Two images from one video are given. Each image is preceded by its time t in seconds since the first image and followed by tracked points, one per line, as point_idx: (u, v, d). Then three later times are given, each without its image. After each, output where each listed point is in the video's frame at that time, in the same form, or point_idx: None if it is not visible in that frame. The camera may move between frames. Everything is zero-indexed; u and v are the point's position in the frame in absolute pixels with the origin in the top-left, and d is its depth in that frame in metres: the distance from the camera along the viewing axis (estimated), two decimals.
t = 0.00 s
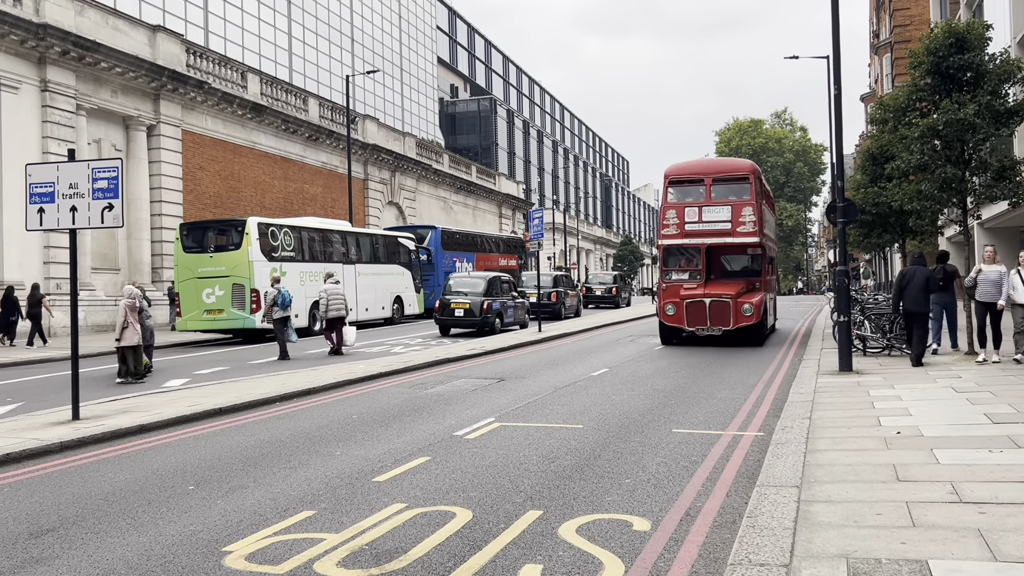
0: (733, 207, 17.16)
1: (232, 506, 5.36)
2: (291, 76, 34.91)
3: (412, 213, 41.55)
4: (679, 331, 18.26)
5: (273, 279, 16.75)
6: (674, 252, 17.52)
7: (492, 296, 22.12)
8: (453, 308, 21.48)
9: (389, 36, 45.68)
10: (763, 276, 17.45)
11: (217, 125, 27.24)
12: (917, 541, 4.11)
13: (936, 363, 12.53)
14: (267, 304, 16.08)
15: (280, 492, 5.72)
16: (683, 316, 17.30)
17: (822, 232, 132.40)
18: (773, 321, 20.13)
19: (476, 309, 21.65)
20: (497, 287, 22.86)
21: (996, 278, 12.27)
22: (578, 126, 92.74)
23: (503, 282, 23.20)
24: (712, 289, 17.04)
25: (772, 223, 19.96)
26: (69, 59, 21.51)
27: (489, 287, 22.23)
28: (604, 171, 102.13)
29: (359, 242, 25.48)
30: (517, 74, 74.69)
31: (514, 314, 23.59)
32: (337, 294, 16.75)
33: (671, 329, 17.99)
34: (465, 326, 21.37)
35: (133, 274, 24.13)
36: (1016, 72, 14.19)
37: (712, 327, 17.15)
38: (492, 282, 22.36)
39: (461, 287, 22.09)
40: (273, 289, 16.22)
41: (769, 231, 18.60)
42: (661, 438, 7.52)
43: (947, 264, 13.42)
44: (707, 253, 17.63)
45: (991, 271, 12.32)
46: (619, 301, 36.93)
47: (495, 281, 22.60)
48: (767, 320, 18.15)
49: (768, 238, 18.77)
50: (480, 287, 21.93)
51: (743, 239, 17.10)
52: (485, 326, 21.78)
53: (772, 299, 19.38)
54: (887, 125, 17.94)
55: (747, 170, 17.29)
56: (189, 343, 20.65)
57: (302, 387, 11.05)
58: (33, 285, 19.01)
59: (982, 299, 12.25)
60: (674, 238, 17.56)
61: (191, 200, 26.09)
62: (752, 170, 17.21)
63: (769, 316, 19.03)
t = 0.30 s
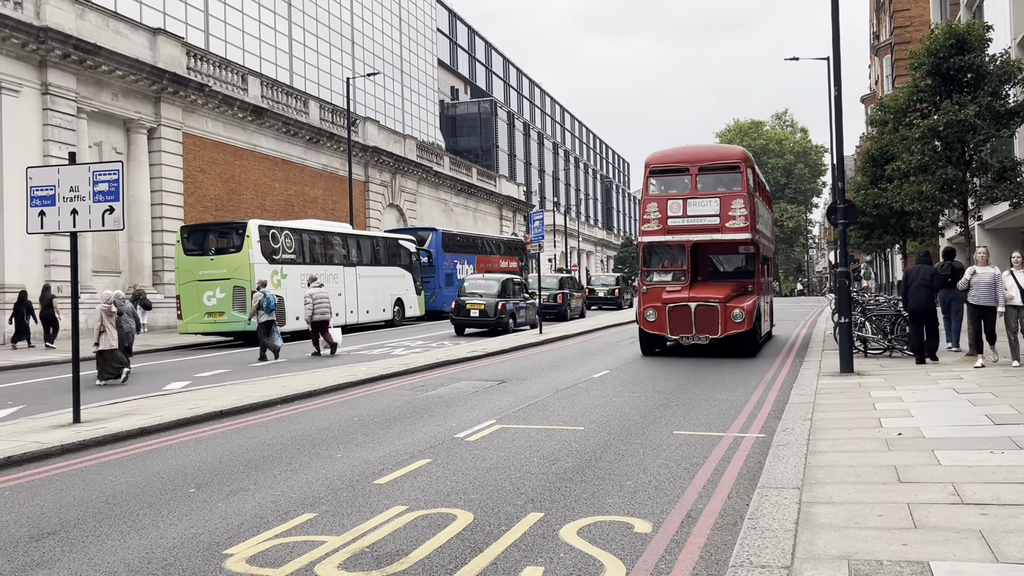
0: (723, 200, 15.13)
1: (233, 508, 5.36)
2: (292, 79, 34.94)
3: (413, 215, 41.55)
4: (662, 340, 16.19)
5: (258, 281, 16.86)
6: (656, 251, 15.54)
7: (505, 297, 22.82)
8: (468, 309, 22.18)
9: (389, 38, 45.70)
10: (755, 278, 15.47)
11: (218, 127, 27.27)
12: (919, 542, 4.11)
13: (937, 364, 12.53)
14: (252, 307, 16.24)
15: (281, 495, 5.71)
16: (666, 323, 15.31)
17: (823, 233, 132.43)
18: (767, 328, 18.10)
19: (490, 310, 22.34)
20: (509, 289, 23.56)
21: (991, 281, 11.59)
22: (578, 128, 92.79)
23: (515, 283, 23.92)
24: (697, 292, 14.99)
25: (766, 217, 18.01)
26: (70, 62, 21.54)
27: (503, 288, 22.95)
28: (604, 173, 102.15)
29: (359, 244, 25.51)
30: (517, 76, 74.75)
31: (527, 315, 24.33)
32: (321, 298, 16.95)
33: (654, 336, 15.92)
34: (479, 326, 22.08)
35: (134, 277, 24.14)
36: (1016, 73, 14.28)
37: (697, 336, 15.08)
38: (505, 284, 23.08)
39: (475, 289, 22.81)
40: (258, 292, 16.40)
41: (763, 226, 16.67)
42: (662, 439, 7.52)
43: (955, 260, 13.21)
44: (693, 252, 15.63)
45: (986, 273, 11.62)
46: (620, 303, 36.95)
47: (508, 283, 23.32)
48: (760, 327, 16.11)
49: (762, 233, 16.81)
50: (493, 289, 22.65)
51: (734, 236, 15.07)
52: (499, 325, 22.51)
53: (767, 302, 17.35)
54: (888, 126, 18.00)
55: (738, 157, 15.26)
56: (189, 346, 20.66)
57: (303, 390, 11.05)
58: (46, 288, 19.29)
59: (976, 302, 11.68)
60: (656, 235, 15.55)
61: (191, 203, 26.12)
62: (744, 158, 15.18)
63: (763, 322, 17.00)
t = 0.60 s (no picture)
0: (709, 191, 13.35)
1: (233, 510, 5.36)
2: (291, 80, 34.94)
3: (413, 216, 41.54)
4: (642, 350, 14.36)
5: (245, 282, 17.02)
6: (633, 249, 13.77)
7: (514, 297, 23.26)
8: (478, 310, 22.60)
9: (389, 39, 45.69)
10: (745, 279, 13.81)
11: (218, 129, 27.28)
12: (919, 543, 4.11)
13: (937, 364, 12.53)
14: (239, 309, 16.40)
15: (281, 496, 5.71)
16: (645, 329, 13.51)
17: (823, 233, 132.55)
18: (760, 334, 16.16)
19: (500, 311, 22.77)
20: (518, 289, 23.98)
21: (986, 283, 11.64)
22: (578, 129, 92.79)
23: (523, 283, 24.32)
24: (679, 296, 13.27)
25: (760, 211, 16.18)
26: (69, 64, 21.54)
27: (512, 289, 23.37)
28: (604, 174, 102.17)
29: (359, 245, 25.53)
30: (516, 77, 74.78)
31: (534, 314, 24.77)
32: (307, 299, 17.36)
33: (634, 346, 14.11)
34: (490, 326, 22.55)
35: (134, 279, 24.14)
36: (1016, 73, 14.30)
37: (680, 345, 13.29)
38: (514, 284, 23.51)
39: (485, 290, 23.25)
40: (244, 294, 16.57)
41: (755, 220, 14.87)
42: (662, 440, 7.52)
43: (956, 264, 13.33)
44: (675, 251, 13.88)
45: (982, 274, 11.62)
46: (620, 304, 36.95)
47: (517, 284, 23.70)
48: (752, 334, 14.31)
49: (755, 229, 14.91)
50: (503, 290, 23.06)
51: (722, 232, 13.31)
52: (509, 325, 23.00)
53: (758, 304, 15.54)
54: (887, 126, 18.00)
55: (726, 143, 13.51)
56: (189, 347, 20.66)
57: (303, 391, 11.04)
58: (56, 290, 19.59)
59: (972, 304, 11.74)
60: (633, 231, 13.79)
61: (191, 204, 26.12)
62: (732, 144, 13.44)
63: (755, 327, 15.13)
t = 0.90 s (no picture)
0: (691, 177, 11.40)
1: (232, 511, 5.36)
2: (290, 80, 34.93)
3: (412, 217, 41.53)
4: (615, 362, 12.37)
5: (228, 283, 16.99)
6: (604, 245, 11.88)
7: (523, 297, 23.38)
8: (487, 309, 22.73)
9: (388, 39, 45.69)
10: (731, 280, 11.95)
11: (217, 129, 27.27)
12: (918, 542, 4.11)
13: (936, 363, 12.53)
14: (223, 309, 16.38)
15: (280, 497, 5.71)
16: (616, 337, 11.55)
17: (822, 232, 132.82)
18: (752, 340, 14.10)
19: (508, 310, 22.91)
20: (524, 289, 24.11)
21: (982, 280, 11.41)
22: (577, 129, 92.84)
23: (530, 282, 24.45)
24: (656, 298, 11.34)
25: (750, 199, 14.17)
26: (67, 65, 21.53)
27: (520, 288, 23.51)
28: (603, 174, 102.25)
29: (358, 246, 25.51)
30: (515, 77, 74.81)
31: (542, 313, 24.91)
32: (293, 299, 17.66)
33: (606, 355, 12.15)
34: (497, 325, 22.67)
35: (133, 280, 24.14)
36: (1014, 72, 14.33)
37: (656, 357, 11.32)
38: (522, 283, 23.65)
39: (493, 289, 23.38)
40: (228, 294, 16.57)
41: (745, 211, 12.92)
42: (661, 440, 7.52)
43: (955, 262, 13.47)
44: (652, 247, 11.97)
45: (978, 270, 11.39)
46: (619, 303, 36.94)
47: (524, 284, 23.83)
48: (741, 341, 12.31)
49: (744, 220, 12.86)
50: (510, 289, 23.17)
51: (706, 224, 11.35)
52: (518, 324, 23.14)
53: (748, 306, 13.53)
54: (886, 126, 18.03)
55: (711, 122, 11.57)
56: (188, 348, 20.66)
57: (302, 392, 11.03)
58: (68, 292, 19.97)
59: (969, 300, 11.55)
60: (603, 223, 11.84)
61: (190, 205, 26.11)
62: (719, 123, 11.51)
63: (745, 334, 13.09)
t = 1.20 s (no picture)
0: (666, 156, 9.54)
1: (230, 511, 5.35)
2: (287, 80, 34.90)
3: (410, 216, 41.52)
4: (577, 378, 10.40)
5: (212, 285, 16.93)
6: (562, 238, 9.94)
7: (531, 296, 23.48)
8: (494, 308, 22.79)
9: (386, 39, 45.67)
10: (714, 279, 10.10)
11: (215, 129, 27.25)
12: (916, 540, 4.11)
13: (936, 361, 12.54)
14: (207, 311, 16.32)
15: (278, 496, 5.71)
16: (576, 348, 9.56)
17: (820, 231, 133.02)
18: (740, 348, 12.13)
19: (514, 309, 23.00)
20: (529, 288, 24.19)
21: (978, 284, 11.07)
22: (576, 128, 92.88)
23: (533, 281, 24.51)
24: (624, 302, 9.40)
25: (738, 184, 12.20)
26: (65, 65, 21.51)
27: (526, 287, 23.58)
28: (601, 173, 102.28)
29: (357, 245, 25.50)
30: (513, 76, 74.84)
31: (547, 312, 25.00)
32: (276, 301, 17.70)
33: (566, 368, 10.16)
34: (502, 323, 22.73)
35: (131, 280, 24.12)
36: (1011, 71, 14.36)
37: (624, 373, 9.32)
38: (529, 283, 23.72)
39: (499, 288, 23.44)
40: (213, 296, 16.52)
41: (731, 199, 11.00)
42: (660, 440, 7.52)
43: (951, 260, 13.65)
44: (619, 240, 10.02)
45: (971, 274, 11.04)
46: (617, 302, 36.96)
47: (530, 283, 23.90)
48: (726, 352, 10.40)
49: (731, 210, 10.97)
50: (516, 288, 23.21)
51: (683, 213, 9.47)
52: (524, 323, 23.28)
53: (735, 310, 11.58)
54: (883, 125, 18.05)
55: (691, 90, 9.72)
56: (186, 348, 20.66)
57: (300, 392, 11.02)
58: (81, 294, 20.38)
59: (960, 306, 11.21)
60: (563, 212, 9.88)
61: (188, 205, 26.10)
62: (700, 93, 9.69)
63: (732, 344, 11.12)
